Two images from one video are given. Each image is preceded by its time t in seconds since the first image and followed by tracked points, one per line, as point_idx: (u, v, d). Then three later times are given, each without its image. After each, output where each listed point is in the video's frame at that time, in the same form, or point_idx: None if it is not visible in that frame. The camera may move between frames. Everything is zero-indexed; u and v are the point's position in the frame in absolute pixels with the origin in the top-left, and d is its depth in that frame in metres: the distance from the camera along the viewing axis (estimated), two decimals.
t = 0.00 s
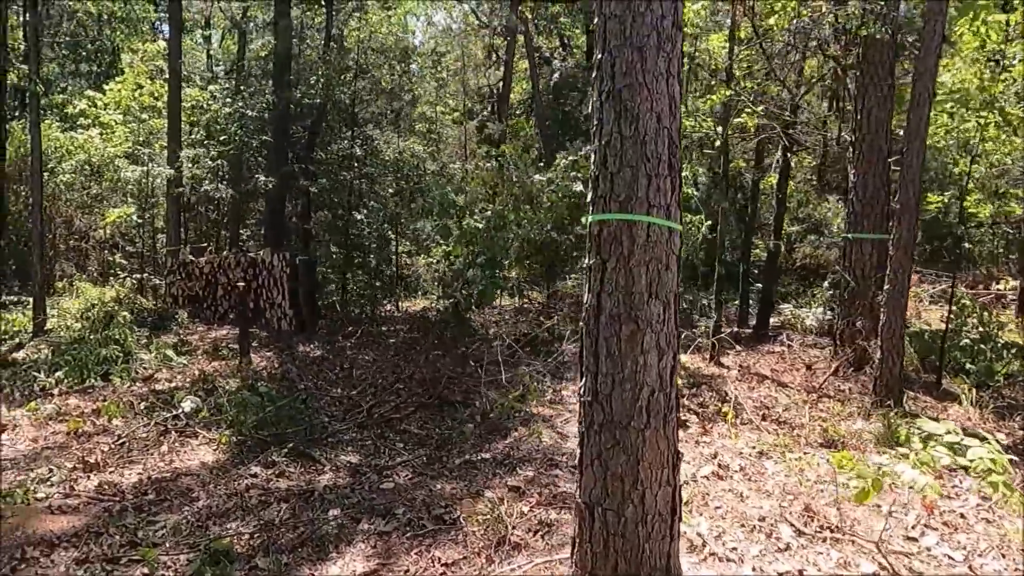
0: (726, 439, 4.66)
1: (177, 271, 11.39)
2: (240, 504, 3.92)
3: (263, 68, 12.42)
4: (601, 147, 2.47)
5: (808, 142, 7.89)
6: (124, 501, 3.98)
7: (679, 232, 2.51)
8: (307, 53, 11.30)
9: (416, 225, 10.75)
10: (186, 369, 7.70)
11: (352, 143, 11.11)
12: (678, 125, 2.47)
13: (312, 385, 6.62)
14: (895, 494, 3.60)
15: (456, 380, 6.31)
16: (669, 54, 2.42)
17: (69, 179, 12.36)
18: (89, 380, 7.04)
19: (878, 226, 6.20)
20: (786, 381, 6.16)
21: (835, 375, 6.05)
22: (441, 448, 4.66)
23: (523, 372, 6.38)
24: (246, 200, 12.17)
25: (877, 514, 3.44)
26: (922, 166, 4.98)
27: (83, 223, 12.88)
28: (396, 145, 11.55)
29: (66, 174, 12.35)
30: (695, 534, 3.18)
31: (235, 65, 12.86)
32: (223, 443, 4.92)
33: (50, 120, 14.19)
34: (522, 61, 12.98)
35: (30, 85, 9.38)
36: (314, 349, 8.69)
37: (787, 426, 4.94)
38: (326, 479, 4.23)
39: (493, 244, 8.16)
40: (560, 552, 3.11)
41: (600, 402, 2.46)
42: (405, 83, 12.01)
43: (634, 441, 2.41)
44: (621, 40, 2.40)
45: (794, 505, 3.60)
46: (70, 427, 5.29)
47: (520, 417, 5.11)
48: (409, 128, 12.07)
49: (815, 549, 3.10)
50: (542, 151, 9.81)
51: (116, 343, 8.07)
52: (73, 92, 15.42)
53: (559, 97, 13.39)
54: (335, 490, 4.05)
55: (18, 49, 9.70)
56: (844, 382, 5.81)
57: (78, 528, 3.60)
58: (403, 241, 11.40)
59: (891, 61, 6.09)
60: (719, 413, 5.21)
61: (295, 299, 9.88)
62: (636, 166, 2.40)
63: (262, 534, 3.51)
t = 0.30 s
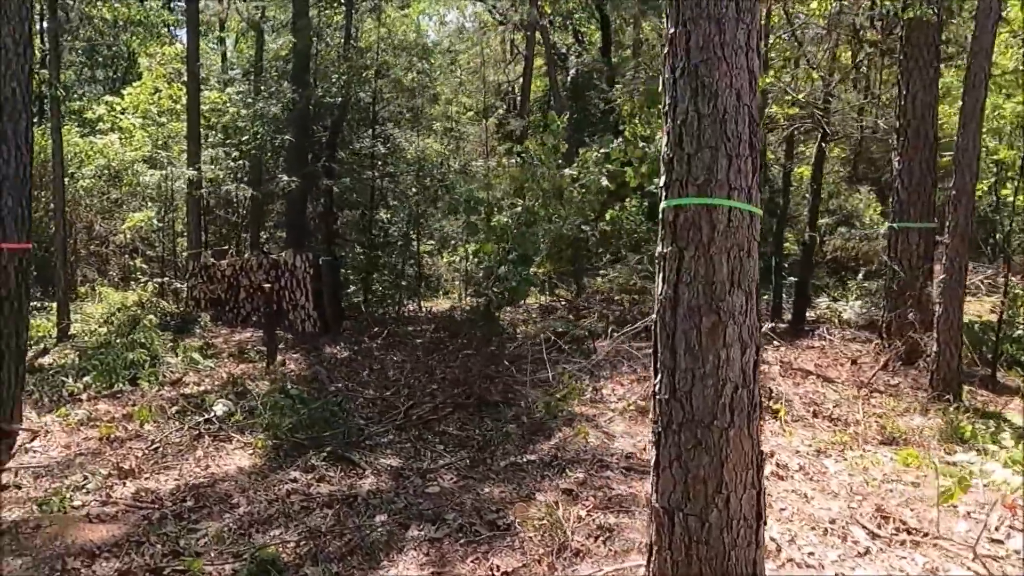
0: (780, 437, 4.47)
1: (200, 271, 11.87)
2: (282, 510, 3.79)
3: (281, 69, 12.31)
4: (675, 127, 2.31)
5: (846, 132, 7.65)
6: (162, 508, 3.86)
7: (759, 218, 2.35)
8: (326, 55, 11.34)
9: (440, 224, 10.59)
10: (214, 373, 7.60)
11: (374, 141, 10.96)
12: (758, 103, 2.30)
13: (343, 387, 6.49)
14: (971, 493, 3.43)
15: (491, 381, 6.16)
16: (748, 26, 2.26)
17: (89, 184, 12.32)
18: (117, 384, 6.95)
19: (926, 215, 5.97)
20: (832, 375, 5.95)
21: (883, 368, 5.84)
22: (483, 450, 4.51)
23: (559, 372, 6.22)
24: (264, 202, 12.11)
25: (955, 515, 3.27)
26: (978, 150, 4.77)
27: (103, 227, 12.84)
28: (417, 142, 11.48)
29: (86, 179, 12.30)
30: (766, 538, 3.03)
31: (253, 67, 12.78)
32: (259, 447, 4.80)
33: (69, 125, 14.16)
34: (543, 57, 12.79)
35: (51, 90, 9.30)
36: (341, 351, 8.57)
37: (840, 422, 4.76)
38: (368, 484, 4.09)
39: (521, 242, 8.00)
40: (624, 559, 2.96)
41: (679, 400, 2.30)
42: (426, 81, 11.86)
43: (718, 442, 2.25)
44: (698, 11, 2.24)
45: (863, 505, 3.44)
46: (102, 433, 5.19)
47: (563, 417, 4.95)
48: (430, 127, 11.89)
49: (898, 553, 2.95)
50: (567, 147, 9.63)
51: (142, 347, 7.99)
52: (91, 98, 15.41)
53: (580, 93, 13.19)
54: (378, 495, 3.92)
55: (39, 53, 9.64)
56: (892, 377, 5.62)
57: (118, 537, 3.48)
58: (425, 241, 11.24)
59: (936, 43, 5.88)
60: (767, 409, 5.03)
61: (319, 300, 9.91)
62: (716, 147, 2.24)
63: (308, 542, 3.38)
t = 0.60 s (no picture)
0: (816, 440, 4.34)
1: (206, 269, 11.69)
2: (307, 518, 3.68)
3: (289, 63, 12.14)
4: (736, 121, 2.18)
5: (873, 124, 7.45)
6: (184, 515, 3.76)
7: (825, 216, 2.22)
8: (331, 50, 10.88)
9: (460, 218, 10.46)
10: (226, 373, 7.49)
11: (385, 136, 10.94)
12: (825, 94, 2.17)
13: (359, 387, 6.38)
14: None
15: (512, 381, 6.04)
16: (816, 13, 2.13)
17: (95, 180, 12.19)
18: (130, 385, 6.84)
19: (955, 210, 5.85)
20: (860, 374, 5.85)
21: (912, 367, 5.73)
22: (511, 454, 4.39)
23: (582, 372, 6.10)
24: (274, 198, 11.99)
25: (1010, 523, 3.15)
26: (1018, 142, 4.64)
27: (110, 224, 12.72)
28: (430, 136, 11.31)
29: (92, 176, 12.17)
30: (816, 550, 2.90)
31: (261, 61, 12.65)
32: (279, 451, 4.68)
33: (75, 121, 14.03)
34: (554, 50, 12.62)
35: (57, 85, 9.17)
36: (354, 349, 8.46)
37: (875, 423, 4.64)
38: (394, 490, 3.97)
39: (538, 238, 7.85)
40: (670, 573, 2.85)
41: (740, 409, 2.17)
42: (437, 76, 11.74)
43: (784, 454, 2.13)
44: None
45: (911, 513, 3.31)
46: (118, 436, 5.08)
47: (590, 419, 4.83)
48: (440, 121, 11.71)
49: (956, 566, 2.83)
50: (582, 142, 9.47)
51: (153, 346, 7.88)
52: (97, 94, 15.29)
53: (590, 87, 13.02)
54: (406, 501, 3.81)
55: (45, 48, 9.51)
56: (923, 376, 5.50)
57: (141, 547, 3.37)
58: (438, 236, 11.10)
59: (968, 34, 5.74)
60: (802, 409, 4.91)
61: (329, 297, 10.02)
62: (782, 143, 2.11)
63: (337, 553, 3.27)
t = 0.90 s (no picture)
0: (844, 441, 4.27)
1: (212, 263, 11.64)
2: (329, 518, 3.60)
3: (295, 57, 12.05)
4: (795, 113, 2.09)
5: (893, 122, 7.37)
6: (202, 515, 3.67)
7: (885, 212, 2.14)
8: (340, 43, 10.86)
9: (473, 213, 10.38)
10: (236, 368, 7.41)
11: (395, 130, 10.83)
12: (887, 86, 2.09)
13: (372, 384, 6.30)
14: None
15: (528, 379, 5.96)
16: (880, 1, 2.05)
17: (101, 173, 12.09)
18: (139, 379, 6.76)
19: (980, 209, 5.76)
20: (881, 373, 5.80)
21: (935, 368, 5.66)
22: (533, 454, 4.31)
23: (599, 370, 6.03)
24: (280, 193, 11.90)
25: None
26: None
27: (115, 217, 12.62)
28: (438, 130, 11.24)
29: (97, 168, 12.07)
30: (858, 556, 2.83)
31: (268, 55, 12.56)
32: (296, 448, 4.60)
33: (80, 113, 13.93)
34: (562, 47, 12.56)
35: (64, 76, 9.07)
36: (364, 345, 8.38)
37: (901, 424, 4.57)
38: (416, 490, 3.89)
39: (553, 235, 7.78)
40: None
41: (797, 412, 2.09)
42: (446, 70, 11.66)
43: (843, 460, 2.05)
44: None
45: (951, 518, 3.24)
46: (130, 432, 5.00)
47: (611, 418, 4.76)
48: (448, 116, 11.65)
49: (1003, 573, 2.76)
50: (592, 139, 9.40)
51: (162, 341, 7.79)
52: (102, 86, 15.18)
53: (599, 83, 12.96)
54: (429, 502, 3.72)
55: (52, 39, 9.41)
56: (946, 376, 5.43)
57: (160, 547, 3.30)
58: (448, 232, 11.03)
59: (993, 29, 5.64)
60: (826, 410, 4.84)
61: (338, 293, 9.88)
62: (845, 135, 2.03)
63: (362, 555, 3.19)
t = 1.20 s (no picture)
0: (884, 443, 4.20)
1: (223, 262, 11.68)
2: (365, 521, 3.54)
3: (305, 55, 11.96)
4: (874, 104, 2.07)
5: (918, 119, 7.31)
6: (235, 517, 3.61)
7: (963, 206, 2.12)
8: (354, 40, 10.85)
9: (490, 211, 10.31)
10: (253, 368, 7.34)
11: (409, 127, 10.91)
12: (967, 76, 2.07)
13: (394, 383, 6.23)
14: None
15: (553, 379, 5.89)
16: None
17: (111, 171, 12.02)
18: (157, 379, 6.69)
19: (1013, 207, 5.66)
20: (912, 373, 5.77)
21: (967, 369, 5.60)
22: (567, 455, 4.24)
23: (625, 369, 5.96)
24: (292, 190, 11.85)
25: None
26: None
27: (124, 216, 12.54)
28: (452, 129, 11.19)
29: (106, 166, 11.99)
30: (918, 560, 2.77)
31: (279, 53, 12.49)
32: (324, 449, 4.54)
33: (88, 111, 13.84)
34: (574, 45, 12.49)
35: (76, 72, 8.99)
36: (381, 345, 8.32)
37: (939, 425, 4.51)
38: (451, 492, 3.82)
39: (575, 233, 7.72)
40: None
41: (874, 414, 2.10)
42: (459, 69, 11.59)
43: (923, 464, 2.06)
44: None
45: (1004, 521, 3.18)
46: (155, 433, 4.93)
47: (644, 418, 4.69)
48: (460, 114, 11.57)
49: None
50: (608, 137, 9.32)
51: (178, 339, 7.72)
52: (109, 84, 15.09)
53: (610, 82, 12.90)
54: (466, 504, 3.66)
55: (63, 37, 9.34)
56: (980, 378, 5.36)
57: (196, 551, 3.24)
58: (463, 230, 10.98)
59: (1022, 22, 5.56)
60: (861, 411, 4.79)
61: (351, 292, 9.75)
62: (928, 127, 2.01)
63: (404, 558, 3.13)
